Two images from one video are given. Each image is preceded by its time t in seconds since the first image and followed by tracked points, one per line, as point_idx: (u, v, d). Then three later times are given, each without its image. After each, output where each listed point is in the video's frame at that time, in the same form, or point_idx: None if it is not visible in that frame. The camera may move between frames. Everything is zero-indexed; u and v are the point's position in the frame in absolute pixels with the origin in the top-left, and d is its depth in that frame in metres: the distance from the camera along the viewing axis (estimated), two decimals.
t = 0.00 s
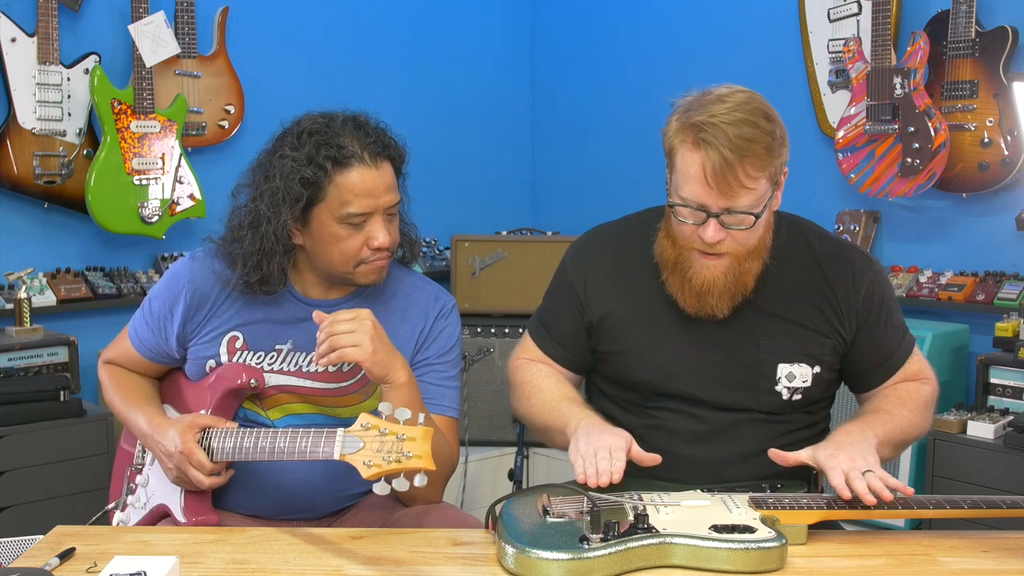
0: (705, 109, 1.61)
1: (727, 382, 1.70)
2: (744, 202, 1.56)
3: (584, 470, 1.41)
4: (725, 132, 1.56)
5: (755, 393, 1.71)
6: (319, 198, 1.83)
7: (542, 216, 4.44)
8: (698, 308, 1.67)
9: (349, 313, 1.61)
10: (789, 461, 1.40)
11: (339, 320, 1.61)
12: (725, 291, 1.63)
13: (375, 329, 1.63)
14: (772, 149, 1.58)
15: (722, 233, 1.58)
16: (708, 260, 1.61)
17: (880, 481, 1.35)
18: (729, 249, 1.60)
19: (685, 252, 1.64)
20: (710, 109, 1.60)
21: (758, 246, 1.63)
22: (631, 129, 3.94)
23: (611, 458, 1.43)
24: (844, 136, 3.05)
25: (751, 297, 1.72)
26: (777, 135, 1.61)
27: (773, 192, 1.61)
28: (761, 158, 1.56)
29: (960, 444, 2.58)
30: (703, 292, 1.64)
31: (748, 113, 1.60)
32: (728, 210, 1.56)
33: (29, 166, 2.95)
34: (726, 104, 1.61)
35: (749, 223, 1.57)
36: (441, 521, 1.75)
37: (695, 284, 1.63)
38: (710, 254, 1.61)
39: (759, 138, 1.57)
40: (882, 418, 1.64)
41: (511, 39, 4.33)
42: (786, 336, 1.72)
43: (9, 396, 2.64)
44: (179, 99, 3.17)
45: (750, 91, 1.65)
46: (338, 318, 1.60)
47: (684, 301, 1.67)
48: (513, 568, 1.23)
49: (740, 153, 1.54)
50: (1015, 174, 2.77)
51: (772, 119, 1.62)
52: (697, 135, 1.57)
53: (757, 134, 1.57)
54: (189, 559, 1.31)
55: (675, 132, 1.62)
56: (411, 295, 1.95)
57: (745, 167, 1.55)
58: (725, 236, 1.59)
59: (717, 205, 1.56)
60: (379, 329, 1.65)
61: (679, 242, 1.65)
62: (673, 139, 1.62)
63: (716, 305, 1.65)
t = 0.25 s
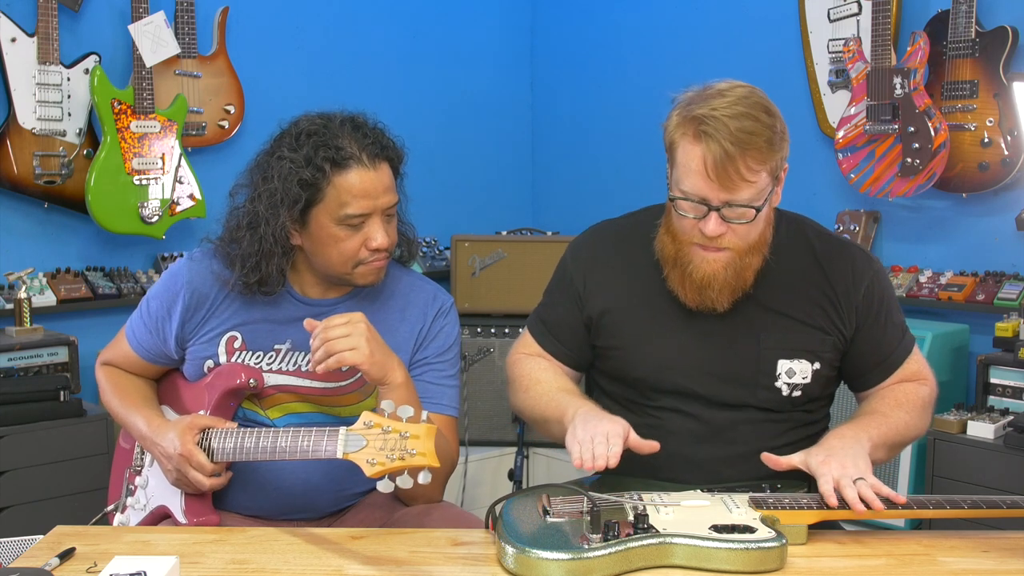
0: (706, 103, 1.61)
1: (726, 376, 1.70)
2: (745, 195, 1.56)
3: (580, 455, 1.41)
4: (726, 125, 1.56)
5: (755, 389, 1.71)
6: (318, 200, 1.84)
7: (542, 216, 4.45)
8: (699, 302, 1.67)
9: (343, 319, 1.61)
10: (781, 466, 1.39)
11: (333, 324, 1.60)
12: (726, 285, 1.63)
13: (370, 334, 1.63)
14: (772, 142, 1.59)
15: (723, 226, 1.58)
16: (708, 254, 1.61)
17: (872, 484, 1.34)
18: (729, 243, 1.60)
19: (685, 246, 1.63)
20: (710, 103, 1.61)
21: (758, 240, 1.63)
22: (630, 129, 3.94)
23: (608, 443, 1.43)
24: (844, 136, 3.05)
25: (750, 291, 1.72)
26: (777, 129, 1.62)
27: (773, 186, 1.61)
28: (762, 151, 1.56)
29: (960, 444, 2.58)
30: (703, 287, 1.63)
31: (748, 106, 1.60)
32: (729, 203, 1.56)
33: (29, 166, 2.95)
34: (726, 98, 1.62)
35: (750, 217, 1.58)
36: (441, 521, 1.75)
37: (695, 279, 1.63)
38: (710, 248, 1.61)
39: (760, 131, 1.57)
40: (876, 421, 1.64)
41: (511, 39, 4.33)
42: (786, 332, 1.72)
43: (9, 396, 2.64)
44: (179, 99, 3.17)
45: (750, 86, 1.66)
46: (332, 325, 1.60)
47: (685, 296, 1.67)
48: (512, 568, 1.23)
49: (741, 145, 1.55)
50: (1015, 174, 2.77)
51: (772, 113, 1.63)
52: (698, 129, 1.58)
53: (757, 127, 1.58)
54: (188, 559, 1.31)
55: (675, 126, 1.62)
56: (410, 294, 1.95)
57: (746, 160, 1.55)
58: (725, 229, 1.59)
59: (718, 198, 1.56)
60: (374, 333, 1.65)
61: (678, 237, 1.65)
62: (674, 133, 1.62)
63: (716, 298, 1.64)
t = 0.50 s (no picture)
0: (707, 109, 1.61)
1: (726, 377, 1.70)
2: (757, 198, 1.56)
3: (588, 448, 1.41)
4: (733, 131, 1.56)
5: (755, 390, 1.71)
6: (316, 199, 1.84)
7: (542, 216, 4.45)
8: (712, 305, 1.67)
9: (337, 326, 1.60)
10: (781, 469, 1.39)
11: (327, 331, 1.59)
12: (739, 287, 1.63)
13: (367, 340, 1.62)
14: (777, 143, 1.59)
15: (735, 230, 1.58)
16: (720, 258, 1.60)
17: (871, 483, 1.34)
18: (742, 246, 1.60)
19: (694, 252, 1.63)
20: (712, 109, 1.60)
21: (768, 241, 1.63)
22: (630, 129, 3.94)
23: (614, 435, 1.43)
24: (844, 136, 3.05)
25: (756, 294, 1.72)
26: (778, 128, 1.62)
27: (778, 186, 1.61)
28: (769, 153, 1.56)
29: (960, 444, 2.58)
30: (716, 291, 1.63)
31: (749, 108, 1.60)
32: (742, 208, 1.56)
33: (29, 166, 2.95)
34: (726, 102, 1.61)
35: (761, 219, 1.57)
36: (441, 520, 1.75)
37: (708, 283, 1.62)
38: (722, 252, 1.61)
39: (764, 133, 1.58)
40: (874, 422, 1.64)
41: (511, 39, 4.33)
42: (786, 333, 1.72)
43: (9, 396, 2.64)
44: (179, 99, 3.17)
45: (746, 87, 1.66)
46: (328, 333, 1.59)
47: (697, 302, 1.67)
48: (512, 568, 1.23)
49: (750, 150, 1.54)
50: (1015, 174, 2.77)
51: (772, 112, 1.63)
52: (704, 137, 1.57)
53: (761, 130, 1.58)
54: (188, 559, 1.31)
55: (679, 135, 1.62)
56: (409, 294, 1.95)
57: (756, 164, 1.55)
58: (738, 233, 1.59)
59: (730, 203, 1.56)
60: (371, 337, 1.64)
61: (686, 243, 1.64)
62: (677, 141, 1.62)
63: (730, 301, 1.64)
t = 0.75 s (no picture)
0: (707, 118, 1.60)
1: (725, 378, 1.70)
2: (757, 206, 1.56)
3: (611, 470, 1.42)
4: (732, 141, 1.55)
5: (754, 391, 1.71)
6: (315, 199, 1.84)
7: (542, 216, 4.45)
8: (712, 311, 1.67)
9: (335, 326, 1.60)
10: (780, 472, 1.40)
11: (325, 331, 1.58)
12: (739, 293, 1.63)
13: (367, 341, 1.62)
14: (778, 150, 1.58)
15: (735, 238, 1.58)
16: (720, 265, 1.60)
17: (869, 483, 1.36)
18: (742, 252, 1.60)
19: (694, 259, 1.63)
20: (712, 118, 1.59)
21: (768, 247, 1.63)
22: (630, 129, 3.95)
23: (637, 455, 1.43)
24: (844, 136, 3.05)
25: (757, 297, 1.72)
26: (779, 134, 1.61)
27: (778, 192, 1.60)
28: (769, 162, 1.55)
29: (960, 444, 2.58)
30: (716, 296, 1.63)
31: (749, 116, 1.59)
32: (742, 217, 1.56)
33: (29, 166, 2.95)
34: (726, 110, 1.60)
35: (761, 227, 1.57)
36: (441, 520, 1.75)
37: (708, 290, 1.62)
38: (722, 259, 1.61)
39: (764, 141, 1.57)
40: (873, 423, 1.64)
41: (510, 40, 4.33)
42: (786, 333, 1.72)
43: (9, 396, 2.64)
44: (179, 99, 3.17)
45: (746, 93, 1.64)
46: (326, 334, 1.58)
47: (698, 308, 1.67)
48: (512, 568, 1.23)
49: (750, 160, 1.53)
50: (1015, 174, 2.77)
51: (772, 119, 1.61)
52: (704, 147, 1.57)
53: (761, 138, 1.57)
54: (188, 559, 1.31)
55: (679, 144, 1.61)
56: (408, 293, 1.95)
57: (756, 173, 1.54)
58: (738, 241, 1.58)
59: (730, 212, 1.56)
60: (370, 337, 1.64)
61: (686, 250, 1.64)
62: (678, 150, 1.61)
63: (730, 307, 1.64)
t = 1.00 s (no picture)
0: (706, 98, 1.62)
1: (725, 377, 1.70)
2: (747, 188, 1.57)
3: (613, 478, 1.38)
4: (726, 120, 1.57)
5: (755, 391, 1.71)
6: (313, 198, 1.84)
7: (542, 216, 4.45)
8: (699, 300, 1.67)
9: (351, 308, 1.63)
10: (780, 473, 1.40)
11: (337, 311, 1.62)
12: (726, 282, 1.63)
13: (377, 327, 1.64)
14: (772, 137, 1.60)
15: (724, 220, 1.59)
16: (708, 250, 1.61)
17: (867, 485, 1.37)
18: (730, 237, 1.60)
19: (684, 240, 1.63)
20: (711, 99, 1.61)
21: (759, 235, 1.64)
22: (630, 129, 3.95)
23: (632, 460, 1.39)
24: (844, 136, 3.05)
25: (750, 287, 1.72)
26: (776, 124, 1.63)
27: (771, 180, 1.61)
28: (762, 145, 1.57)
29: (960, 444, 2.58)
30: (703, 284, 1.63)
31: (747, 101, 1.61)
32: (731, 198, 1.56)
33: (29, 166, 2.95)
34: (724, 93, 1.63)
35: (751, 211, 1.58)
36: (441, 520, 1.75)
37: (694, 275, 1.62)
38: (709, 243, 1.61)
39: (759, 125, 1.59)
40: (873, 424, 1.64)
41: (510, 39, 4.33)
42: (786, 332, 1.72)
43: (9, 396, 2.64)
44: (179, 99, 3.17)
45: (749, 82, 1.67)
46: (340, 313, 1.62)
47: (684, 292, 1.66)
48: (512, 568, 1.23)
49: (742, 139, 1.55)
50: (1015, 174, 2.77)
51: (771, 109, 1.64)
52: (698, 123, 1.58)
53: (757, 122, 1.59)
54: (188, 559, 1.31)
55: (674, 121, 1.63)
56: (408, 292, 1.95)
57: (747, 154, 1.56)
58: (726, 224, 1.59)
59: (719, 191, 1.56)
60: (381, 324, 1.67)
61: (676, 232, 1.65)
62: (672, 127, 1.63)
63: (716, 296, 1.64)
